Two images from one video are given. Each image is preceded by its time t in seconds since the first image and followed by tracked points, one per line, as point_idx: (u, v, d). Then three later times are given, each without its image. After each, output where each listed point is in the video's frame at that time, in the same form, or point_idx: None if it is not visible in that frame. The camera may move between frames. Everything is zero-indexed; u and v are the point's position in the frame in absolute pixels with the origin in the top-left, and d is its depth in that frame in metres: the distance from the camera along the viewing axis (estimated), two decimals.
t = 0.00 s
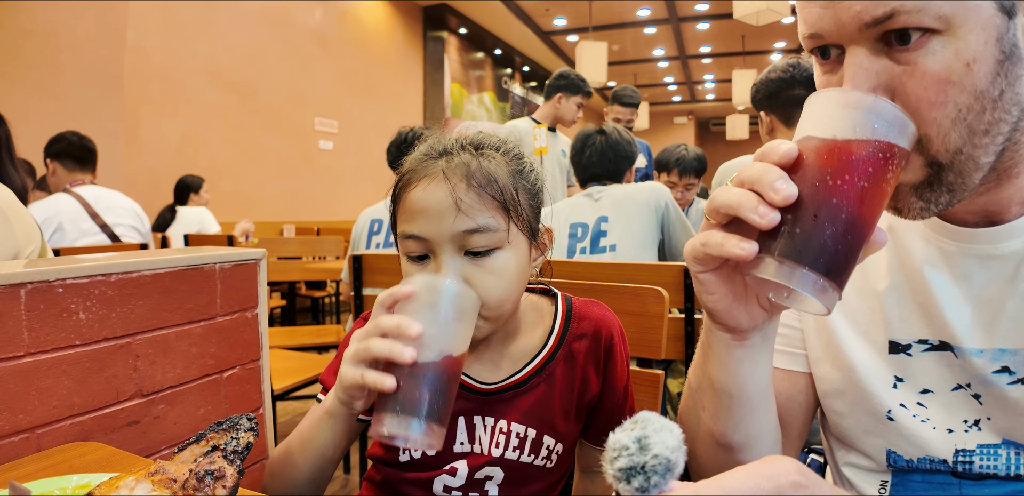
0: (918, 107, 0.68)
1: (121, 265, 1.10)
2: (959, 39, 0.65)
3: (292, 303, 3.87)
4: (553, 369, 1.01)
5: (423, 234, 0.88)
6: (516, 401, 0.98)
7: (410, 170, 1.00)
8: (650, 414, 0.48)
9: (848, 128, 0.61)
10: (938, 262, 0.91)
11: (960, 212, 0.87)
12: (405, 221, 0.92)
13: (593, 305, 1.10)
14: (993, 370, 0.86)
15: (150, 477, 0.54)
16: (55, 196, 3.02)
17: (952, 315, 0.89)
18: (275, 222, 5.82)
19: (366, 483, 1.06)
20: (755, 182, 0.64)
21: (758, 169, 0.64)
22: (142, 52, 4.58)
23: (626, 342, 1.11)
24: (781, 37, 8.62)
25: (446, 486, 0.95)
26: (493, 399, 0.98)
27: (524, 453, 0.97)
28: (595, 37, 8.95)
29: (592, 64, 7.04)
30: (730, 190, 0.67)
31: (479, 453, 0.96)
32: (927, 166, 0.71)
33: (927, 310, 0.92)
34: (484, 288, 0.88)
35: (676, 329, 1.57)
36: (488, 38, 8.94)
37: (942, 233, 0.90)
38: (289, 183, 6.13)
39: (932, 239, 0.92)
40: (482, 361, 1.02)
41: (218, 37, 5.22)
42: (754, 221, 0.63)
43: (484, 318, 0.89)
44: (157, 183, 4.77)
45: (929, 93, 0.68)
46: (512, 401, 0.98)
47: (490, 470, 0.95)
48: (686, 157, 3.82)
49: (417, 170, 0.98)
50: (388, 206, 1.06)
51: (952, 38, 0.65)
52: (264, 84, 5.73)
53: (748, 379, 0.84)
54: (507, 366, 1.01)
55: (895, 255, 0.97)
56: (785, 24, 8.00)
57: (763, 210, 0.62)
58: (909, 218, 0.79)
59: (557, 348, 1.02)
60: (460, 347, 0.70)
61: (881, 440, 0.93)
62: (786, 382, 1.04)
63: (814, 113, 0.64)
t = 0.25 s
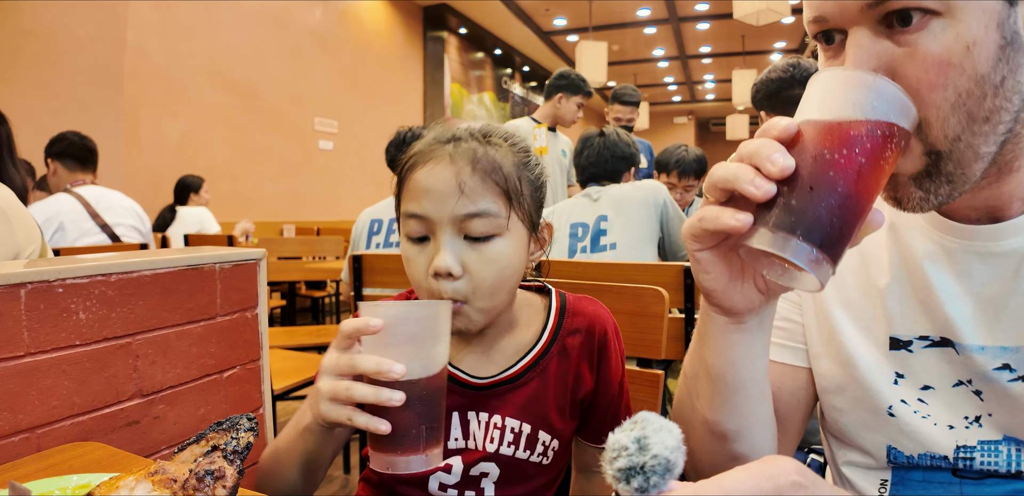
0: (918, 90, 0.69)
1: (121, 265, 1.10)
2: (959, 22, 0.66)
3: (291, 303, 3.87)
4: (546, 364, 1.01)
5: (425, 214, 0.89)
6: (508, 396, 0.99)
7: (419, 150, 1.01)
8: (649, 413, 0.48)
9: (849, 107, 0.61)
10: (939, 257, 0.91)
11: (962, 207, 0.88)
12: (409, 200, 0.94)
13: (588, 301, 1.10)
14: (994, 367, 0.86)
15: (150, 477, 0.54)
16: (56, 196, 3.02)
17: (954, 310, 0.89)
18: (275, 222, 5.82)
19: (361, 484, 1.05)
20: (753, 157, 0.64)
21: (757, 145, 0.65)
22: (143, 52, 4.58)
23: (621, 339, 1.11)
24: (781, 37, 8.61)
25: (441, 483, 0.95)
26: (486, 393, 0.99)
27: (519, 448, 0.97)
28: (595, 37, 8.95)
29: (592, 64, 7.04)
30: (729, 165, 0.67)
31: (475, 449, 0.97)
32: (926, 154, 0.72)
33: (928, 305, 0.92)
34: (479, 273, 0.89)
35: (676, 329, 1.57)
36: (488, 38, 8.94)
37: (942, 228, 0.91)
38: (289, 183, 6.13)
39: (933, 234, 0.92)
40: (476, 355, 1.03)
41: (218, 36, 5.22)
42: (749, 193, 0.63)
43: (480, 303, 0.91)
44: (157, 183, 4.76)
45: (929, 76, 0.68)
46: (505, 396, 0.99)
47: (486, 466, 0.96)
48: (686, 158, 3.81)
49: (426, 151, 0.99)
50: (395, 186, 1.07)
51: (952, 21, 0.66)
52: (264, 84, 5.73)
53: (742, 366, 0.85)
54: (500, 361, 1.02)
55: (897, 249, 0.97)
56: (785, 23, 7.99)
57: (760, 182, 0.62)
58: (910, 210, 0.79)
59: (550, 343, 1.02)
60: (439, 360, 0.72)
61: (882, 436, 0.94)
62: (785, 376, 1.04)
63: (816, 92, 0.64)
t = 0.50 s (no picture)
0: (916, 61, 0.70)
1: (121, 265, 1.10)
2: None
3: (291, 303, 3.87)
4: (540, 351, 1.01)
5: (445, 173, 0.91)
6: (502, 382, 0.98)
7: (452, 120, 1.04)
8: (648, 414, 0.48)
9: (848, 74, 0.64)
10: (940, 249, 0.92)
11: (964, 202, 0.88)
12: (433, 160, 0.96)
13: (580, 292, 1.11)
14: (995, 362, 0.87)
15: (150, 477, 0.54)
16: (56, 196, 3.02)
17: (956, 303, 0.89)
18: (275, 222, 5.83)
19: (354, 486, 1.05)
20: (749, 121, 0.68)
21: (752, 109, 0.69)
22: (143, 52, 4.58)
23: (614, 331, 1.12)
24: (781, 37, 8.61)
25: (434, 472, 0.94)
26: (480, 379, 0.98)
27: (511, 434, 0.96)
28: (594, 37, 8.94)
29: (592, 64, 7.04)
30: (727, 128, 0.71)
31: (467, 435, 0.96)
32: (923, 132, 0.72)
33: (929, 298, 0.92)
34: (488, 240, 0.89)
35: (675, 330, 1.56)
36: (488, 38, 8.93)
37: (942, 224, 0.92)
38: (289, 182, 6.13)
39: (934, 228, 0.93)
40: (470, 340, 1.03)
41: (218, 36, 5.22)
42: (744, 153, 0.67)
43: (478, 270, 0.90)
44: (157, 183, 4.77)
45: (927, 48, 0.70)
46: (498, 382, 0.98)
47: (479, 454, 0.95)
48: (685, 158, 3.83)
49: (458, 122, 1.02)
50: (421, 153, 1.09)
51: None
52: (264, 84, 5.73)
53: (735, 343, 0.84)
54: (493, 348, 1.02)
55: (898, 242, 0.98)
56: (785, 24, 7.99)
57: (754, 142, 0.66)
58: (910, 192, 0.81)
59: (544, 330, 1.02)
60: (399, 299, 0.68)
61: (882, 430, 0.94)
62: (784, 367, 1.04)
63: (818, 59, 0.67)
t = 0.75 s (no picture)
0: (915, 40, 0.74)
1: (122, 265, 1.11)
2: None
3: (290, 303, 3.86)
4: (528, 339, 1.03)
5: (454, 157, 0.96)
6: (493, 369, 1.00)
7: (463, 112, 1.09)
8: (647, 413, 0.48)
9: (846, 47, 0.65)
10: (939, 243, 0.93)
11: (965, 196, 0.90)
12: (443, 145, 1.00)
13: (564, 285, 1.15)
14: (997, 357, 0.87)
15: (150, 476, 0.54)
16: (55, 196, 3.02)
17: (958, 298, 0.90)
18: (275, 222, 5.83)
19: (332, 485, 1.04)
20: (745, 92, 0.71)
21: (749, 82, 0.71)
22: (143, 52, 4.58)
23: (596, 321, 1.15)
24: (781, 37, 8.61)
25: (428, 462, 0.95)
26: (471, 366, 0.99)
27: (502, 421, 0.98)
28: (594, 37, 8.94)
29: (592, 64, 7.04)
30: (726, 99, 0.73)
31: (459, 421, 0.97)
32: (919, 112, 0.76)
33: (931, 291, 0.93)
34: (489, 223, 0.93)
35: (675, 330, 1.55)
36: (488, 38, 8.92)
37: (943, 218, 0.93)
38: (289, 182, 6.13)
39: (935, 221, 0.94)
40: (460, 327, 1.04)
41: (218, 36, 5.22)
42: (739, 121, 0.69)
43: (476, 251, 0.93)
44: (157, 183, 4.77)
45: (926, 26, 0.74)
46: (489, 370, 1.00)
47: (471, 441, 0.96)
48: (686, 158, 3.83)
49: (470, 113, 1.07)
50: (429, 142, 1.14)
51: None
52: (264, 83, 5.73)
53: (727, 321, 0.84)
54: (481, 336, 1.03)
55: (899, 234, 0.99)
56: (785, 23, 7.98)
57: (747, 111, 0.69)
58: (908, 175, 0.83)
59: (531, 318, 1.05)
60: (352, 222, 0.69)
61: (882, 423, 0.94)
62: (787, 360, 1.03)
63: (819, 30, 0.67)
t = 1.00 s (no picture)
0: (916, 29, 0.74)
1: (121, 265, 1.11)
2: None
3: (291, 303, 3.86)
4: (499, 343, 1.04)
5: (426, 152, 0.98)
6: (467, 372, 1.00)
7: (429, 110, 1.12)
8: (647, 413, 0.48)
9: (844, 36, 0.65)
10: (939, 238, 0.93)
11: (965, 192, 0.90)
12: (413, 141, 1.02)
13: (531, 288, 1.17)
14: (999, 354, 0.88)
15: (150, 476, 0.54)
16: (55, 196, 3.02)
17: (959, 295, 0.90)
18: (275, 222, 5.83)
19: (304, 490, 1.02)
20: (744, 77, 0.72)
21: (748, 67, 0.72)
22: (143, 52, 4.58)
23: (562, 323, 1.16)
24: (781, 37, 8.62)
25: (404, 469, 0.94)
26: (442, 369, 0.99)
27: (477, 423, 0.99)
28: (594, 37, 8.94)
29: (592, 64, 7.04)
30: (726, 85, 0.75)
31: (432, 425, 0.97)
32: (916, 102, 0.76)
33: (932, 287, 0.93)
34: (463, 215, 0.96)
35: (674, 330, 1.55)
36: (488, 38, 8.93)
37: (942, 213, 0.93)
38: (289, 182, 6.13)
39: (934, 217, 0.94)
40: (427, 329, 1.03)
41: (218, 36, 5.22)
42: (735, 104, 0.70)
43: (450, 244, 0.96)
44: (157, 183, 4.76)
45: (926, 14, 0.73)
46: (462, 373, 1.00)
47: (446, 444, 0.96)
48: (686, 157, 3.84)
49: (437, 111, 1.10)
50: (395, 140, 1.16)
51: None
52: (264, 84, 5.73)
53: (724, 308, 0.84)
54: (454, 339, 1.03)
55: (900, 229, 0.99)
56: (785, 23, 7.99)
57: (744, 94, 0.69)
58: (906, 166, 0.83)
59: (501, 322, 1.06)
60: (326, 235, 0.69)
61: (883, 419, 0.94)
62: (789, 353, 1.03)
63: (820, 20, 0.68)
